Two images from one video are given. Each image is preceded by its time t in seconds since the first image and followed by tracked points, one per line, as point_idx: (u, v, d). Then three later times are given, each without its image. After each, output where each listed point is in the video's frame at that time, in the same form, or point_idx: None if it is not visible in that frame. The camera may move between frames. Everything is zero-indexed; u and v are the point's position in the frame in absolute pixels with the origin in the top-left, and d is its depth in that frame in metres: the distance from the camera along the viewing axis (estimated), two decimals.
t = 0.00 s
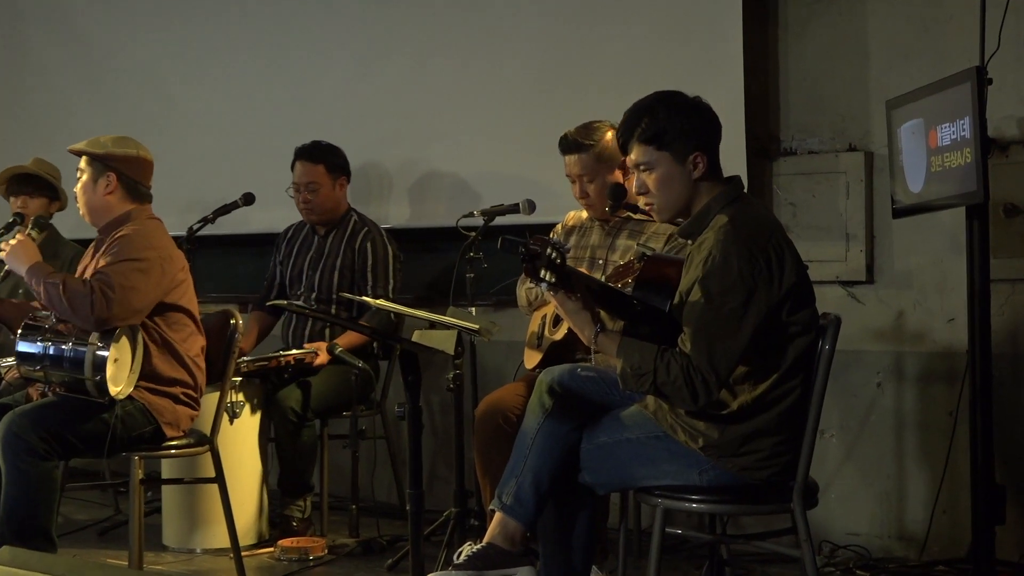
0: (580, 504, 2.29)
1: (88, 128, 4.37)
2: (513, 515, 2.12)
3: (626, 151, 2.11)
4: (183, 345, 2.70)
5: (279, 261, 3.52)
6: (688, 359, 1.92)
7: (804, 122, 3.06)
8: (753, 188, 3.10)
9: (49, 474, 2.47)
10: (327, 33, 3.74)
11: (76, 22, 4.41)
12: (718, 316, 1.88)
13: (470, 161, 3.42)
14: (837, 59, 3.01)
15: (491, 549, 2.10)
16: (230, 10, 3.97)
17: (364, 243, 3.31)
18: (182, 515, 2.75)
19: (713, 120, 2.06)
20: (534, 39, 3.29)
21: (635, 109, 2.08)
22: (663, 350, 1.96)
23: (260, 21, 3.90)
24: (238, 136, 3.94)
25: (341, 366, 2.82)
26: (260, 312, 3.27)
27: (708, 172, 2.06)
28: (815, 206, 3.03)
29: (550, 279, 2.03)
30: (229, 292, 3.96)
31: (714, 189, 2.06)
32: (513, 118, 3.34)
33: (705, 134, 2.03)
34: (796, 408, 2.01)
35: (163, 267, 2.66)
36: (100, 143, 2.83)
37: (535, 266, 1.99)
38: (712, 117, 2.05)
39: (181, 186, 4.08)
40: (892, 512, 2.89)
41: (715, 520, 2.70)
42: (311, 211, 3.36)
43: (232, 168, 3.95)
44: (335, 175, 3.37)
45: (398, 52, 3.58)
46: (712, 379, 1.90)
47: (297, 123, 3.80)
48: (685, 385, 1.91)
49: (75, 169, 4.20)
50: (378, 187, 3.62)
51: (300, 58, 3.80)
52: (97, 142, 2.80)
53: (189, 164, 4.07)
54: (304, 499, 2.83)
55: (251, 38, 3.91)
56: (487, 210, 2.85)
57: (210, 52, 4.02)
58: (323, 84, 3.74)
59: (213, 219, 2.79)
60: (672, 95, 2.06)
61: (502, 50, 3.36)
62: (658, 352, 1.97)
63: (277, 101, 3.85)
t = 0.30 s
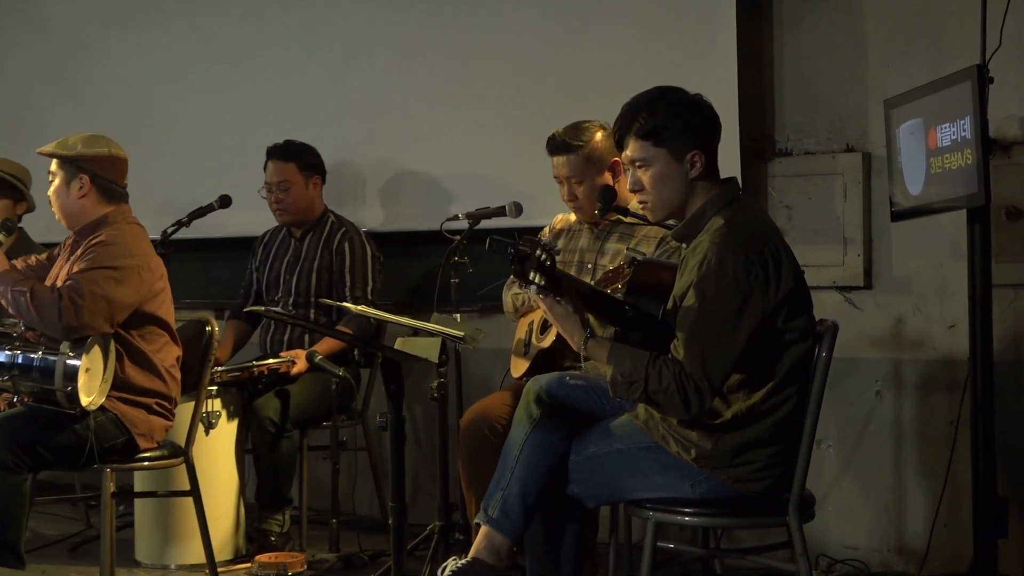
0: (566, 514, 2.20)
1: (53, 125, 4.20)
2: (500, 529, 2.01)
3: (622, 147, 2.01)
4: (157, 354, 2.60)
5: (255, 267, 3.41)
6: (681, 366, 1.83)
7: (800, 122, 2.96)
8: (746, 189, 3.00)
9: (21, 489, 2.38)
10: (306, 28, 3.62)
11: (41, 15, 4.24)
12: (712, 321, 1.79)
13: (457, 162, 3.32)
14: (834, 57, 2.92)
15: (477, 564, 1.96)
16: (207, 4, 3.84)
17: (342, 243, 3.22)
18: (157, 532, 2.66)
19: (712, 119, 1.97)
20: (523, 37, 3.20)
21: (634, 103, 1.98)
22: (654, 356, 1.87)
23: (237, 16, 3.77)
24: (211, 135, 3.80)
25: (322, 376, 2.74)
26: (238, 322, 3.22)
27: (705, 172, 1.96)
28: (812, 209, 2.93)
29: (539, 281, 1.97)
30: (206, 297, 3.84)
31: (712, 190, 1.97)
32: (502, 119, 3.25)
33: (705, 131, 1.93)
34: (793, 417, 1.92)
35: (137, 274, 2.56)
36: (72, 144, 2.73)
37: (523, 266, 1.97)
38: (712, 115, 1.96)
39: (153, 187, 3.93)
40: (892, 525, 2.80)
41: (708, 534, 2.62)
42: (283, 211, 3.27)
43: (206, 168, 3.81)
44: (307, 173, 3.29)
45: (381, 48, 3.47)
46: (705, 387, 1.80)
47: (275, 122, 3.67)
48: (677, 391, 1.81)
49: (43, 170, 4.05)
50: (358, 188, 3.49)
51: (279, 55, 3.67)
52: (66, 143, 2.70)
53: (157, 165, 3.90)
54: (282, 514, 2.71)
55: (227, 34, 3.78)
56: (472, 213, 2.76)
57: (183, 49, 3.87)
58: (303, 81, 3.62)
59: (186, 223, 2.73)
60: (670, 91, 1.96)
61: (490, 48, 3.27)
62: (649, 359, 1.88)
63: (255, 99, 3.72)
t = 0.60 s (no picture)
0: (558, 532, 2.13)
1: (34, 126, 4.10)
2: (490, 544, 1.89)
3: (614, 149, 1.92)
4: (136, 364, 2.49)
5: (238, 271, 3.33)
6: (676, 375, 1.74)
7: (799, 122, 2.88)
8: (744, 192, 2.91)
9: None
10: (292, 27, 3.52)
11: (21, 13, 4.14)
12: (708, 328, 1.70)
13: (446, 164, 3.23)
14: (834, 55, 2.84)
15: None
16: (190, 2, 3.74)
17: (327, 243, 3.13)
18: (133, 547, 2.56)
19: (708, 119, 1.88)
20: (515, 36, 3.12)
21: (626, 103, 1.89)
22: (648, 365, 1.78)
23: (221, 13, 3.68)
24: (194, 136, 3.70)
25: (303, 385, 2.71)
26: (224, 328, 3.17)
27: (701, 174, 1.87)
28: (811, 212, 2.84)
29: (530, 288, 1.88)
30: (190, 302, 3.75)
31: (708, 192, 1.88)
32: (493, 119, 3.16)
33: (701, 131, 1.85)
34: (792, 428, 1.82)
35: (115, 281, 2.45)
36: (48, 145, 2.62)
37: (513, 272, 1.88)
38: (707, 115, 1.87)
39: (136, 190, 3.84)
40: (894, 539, 2.72)
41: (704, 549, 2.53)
42: (264, 208, 3.21)
43: (187, 171, 3.71)
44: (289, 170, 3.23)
45: (368, 47, 3.38)
46: (700, 397, 1.71)
47: (260, 122, 3.58)
48: (672, 401, 1.72)
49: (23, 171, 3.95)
50: (345, 190, 3.41)
51: (263, 53, 3.58)
52: (41, 145, 2.60)
53: (141, 167, 3.81)
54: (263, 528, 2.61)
55: (211, 32, 3.69)
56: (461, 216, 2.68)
57: (165, 47, 3.77)
58: (288, 81, 3.52)
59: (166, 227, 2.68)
60: (664, 90, 1.87)
61: (481, 46, 3.18)
62: (643, 367, 1.79)
63: (238, 99, 3.62)
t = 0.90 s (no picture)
0: (550, 542, 2.03)
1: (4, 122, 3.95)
2: (480, 558, 1.82)
3: (609, 149, 1.83)
4: (114, 371, 2.38)
5: (222, 273, 3.24)
6: (673, 382, 1.64)
7: (799, 120, 2.79)
8: (743, 193, 2.82)
9: None
10: (275, 21, 3.41)
11: None
12: (708, 333, 1.61)
13: (436, 163, 3.13)
14: (836, 52, 2.74)
15: None
16: None
17: (314, 243, 3.04)
18: (107, 561, 2.47)
19: (707, 117, 1.80)
20: (507, 32, 3.03)
21: (622, 100, 1.80)
22: (645, 372, 1.69)
23: (200, 7, 3.55)
24: (170, 133, 3.57)
25: (287, 394, 2.63)
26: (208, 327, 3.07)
27: (700, 174, 1.78)
28: (812, 213, 2.75)
29: (522, 291, 1.80)
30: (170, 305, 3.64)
31: (708, 193, 1.78)
32: (484, 118, 3.06)
33: (700, 128, 1.76)
34: (793, 437, 1.73)
35: (94, 285, 2.35)
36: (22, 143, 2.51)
37: (505, 275, 1.81)
38: (706, 114, 1.79)
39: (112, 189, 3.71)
40: (899, 552, 2.63)
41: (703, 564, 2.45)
42: (250, 204, 3.11)
43: (163, 169, 3.58)
44: (278, 167, 3.14)
45: (354, 42, 3.27)
46: (699, 406, 1.61)
47: (240, 119, 3.46)
48: (669, 409, 1.63)
49: None
50: (331, 190, 3.30)
51: (244, 48, 3.46)
52: (14, 143, 2.48)
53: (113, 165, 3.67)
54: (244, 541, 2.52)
55: (189, 26, 3.57)
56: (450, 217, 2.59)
57: (140, 41, 3.65)
58: (269, 77, 3.41)
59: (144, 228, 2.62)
60: (662, 86, 1.78)
61: (472, 42, 3.08)
62: (639, 374, 1.69)
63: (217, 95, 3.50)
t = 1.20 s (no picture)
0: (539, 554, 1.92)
1: None
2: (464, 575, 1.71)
3: (599, 149, 1.74)
4: (85, 377, 2.26)
5: (203, 275, 3.15)
6: (666, 391, 1.56)
7: (797, 119, 2.70)
8: (738, 194, 2.72)
9: None
10: (253, 15, 3.30)
11: None
12: (703, 340, 1.52)
13: (421, 163, 3.03)
14: (835, 49, 2.66)
15: None
16: None
17: (297, 246, 2.95)
18: None
19: (701, 117, 1.70)
20: (494, 27, 2.93)
21: (611, 99, 1.70)
22: (637, 380, 1.61)
23: None
24: (141, 131, 3.45)
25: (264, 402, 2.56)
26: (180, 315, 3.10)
27: (694, 175, 1.69)
28: (810, 215, 2.66)
29: (510, 296, 1.68)
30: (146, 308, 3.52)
31: (701, 195, 1.70)
32: (471, 116, 2.97)
33: (692, 127, 1.67)
34: (791, 448, 1.63)
35: (61, 288, 2.23)
36: None
37: (492, 280, 1.70)
38: (700, 113, 1.70)
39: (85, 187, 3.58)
40: (899, 565, 2.55)
41: None
42: (230, 204, 3.05)
43: (133, 167, 3.45)
44: (260, 167, 3.06)
45: (336, 37, 3.16)
46: (693, 415, 1.53)
47: (217, 116, 3.34)
48: (662, 419, 1.55)
49: None
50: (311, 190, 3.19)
51: (222, 43, 3.34)
52: None
53: (81, 166, 3.54)
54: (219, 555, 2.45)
55: (163, 19, 3.44)
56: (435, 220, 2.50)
57: (110, 36, 3.52)
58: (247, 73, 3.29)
59: (116, 228, 2.65)
60: (655, 83, 1.68)
61: (458, 38, 2.98)
62: (631, 383, 1.61)
63: (192, 91, 3.38)
